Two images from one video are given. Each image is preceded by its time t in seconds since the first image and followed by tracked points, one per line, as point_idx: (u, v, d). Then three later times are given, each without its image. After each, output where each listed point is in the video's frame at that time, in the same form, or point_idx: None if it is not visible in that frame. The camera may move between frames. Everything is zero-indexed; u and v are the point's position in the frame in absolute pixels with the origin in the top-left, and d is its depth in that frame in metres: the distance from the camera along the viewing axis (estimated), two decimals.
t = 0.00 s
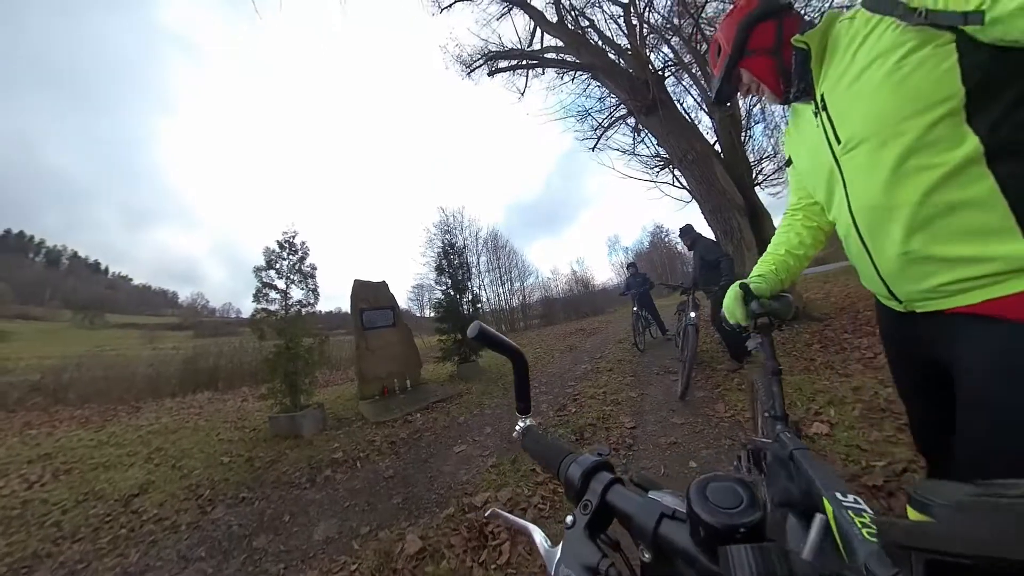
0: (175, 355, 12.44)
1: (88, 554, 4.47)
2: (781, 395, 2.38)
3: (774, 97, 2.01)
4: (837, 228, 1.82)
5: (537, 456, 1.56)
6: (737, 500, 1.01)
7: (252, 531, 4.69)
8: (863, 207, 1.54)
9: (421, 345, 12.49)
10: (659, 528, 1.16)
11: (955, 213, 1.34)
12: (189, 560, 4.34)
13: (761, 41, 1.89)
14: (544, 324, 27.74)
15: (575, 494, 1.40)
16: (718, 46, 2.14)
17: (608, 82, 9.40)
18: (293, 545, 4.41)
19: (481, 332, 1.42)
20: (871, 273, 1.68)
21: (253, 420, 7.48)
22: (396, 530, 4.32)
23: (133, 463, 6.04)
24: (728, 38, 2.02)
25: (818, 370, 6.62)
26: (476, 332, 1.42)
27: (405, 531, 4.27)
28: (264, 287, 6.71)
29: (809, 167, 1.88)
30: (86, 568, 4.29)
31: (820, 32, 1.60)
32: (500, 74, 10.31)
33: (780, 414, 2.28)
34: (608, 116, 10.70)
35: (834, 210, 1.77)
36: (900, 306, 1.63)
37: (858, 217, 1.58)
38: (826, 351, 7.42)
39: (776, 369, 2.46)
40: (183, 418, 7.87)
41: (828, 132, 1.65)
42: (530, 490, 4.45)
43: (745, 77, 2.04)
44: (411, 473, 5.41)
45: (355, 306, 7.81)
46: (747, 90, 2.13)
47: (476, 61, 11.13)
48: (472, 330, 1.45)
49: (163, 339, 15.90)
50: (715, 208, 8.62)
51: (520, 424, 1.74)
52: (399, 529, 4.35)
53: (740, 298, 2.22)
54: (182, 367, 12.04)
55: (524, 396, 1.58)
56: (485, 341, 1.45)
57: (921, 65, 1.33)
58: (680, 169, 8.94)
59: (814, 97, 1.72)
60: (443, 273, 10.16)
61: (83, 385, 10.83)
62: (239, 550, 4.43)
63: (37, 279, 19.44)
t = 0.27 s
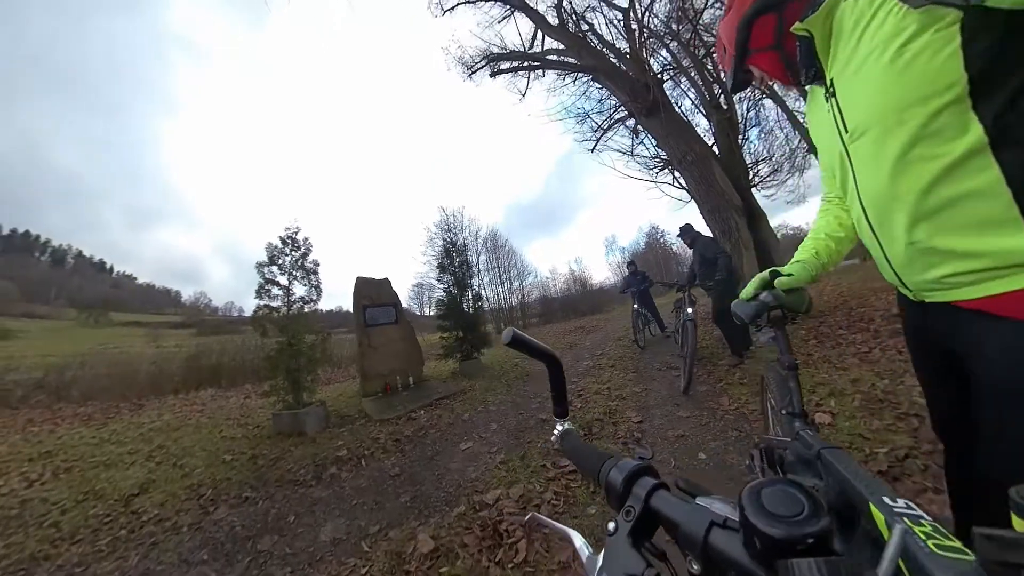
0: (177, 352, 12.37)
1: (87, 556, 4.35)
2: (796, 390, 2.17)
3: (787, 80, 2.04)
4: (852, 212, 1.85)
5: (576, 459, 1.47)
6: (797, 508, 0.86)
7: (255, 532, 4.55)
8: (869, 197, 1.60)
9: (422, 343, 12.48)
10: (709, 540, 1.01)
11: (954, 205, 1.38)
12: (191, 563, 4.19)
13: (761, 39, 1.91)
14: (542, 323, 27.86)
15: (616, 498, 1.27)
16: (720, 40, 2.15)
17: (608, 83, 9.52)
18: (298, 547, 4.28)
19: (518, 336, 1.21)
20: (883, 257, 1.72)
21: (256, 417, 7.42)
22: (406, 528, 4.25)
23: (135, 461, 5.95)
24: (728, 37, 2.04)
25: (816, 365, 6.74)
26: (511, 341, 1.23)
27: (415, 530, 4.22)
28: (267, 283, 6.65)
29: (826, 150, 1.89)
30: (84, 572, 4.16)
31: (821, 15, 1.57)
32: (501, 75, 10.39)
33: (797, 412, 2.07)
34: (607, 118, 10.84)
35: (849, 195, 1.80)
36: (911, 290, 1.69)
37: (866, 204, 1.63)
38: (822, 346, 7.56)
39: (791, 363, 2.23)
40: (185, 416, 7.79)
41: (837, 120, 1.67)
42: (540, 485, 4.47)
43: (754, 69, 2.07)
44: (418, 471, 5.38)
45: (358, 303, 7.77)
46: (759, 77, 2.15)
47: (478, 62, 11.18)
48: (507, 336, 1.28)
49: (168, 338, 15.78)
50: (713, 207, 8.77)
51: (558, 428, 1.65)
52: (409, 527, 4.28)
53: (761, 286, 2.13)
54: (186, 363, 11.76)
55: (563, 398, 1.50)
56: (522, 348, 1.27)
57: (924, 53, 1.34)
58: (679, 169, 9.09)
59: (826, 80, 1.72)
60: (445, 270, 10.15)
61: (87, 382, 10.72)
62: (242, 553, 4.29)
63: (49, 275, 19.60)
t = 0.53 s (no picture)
0: (178, 351, 12.35)
1: (92, 556, 4.27)
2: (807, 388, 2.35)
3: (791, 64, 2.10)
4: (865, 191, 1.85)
5: (597, 458, 1.43)
6: (830, 510, 0.79)
7: (264, 530, 4.53)
8: (876, 176, 1.62)
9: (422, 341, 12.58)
10: (737, 541, 0.95)
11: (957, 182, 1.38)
12: (199, 561, 4.13)
13: (758, 25, 2.00)
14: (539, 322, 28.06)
15: (638, 497, 1.21)
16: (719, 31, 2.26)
17: (608, 86, 9.72)
18: (309, 545, 4.26)
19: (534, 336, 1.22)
20: (898, 235, 1.73)
21: (260, 414, 7.44)
22: (418, 523, 4.30)
23: (140, 459, 5.95)
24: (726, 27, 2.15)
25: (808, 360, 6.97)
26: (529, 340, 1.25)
27: (427, 523, 4.28)
28: (271, 280, 6.68)
29: (838, 129, 1.89)
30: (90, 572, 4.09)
31: None
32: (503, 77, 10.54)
33: (807, 410, 2.29)
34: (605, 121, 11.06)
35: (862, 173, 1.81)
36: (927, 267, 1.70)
37: (875, 183, 1.65)
38: (814, 342, 7.81)
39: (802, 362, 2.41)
40: (189, 413, 7.78)
41: (843, 99, 1.70)
42: (548, 477, 4.58)
43: (755, 55, 2.16)
44: (425, 466, 5.46)
45: (361, 301, 7.84)
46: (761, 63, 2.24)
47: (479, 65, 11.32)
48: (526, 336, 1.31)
49: (171, 335, 15.70)
50: (709, 208, 9.00)
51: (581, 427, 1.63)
52: (421, 522, 4.34)
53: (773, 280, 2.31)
54: (188, 362, 11.70)
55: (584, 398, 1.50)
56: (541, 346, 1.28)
57: (918, 29, 1.35)
58: (676, 172, 9.31)
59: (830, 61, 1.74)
60: (446, 269, 10.25)
61: (91, 379, 10.56)
62: (252, 550, 4.26)
63: (48, 274, 19.51)
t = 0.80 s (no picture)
0: (182, 349, 12.52)
1: (119, 547, 4.49)
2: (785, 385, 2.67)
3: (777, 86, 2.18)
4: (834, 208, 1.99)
5: (568, 449, 1.61)
6: (770, 493, 0.95)
7: (282, 519, 4.79)
8: (846, 191, 1.75)
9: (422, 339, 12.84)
10: (688, 521, 1.14)
11: (921, 196, 1.52)
12: (225, 549, 4.39)
13: (749, 46, 2.08)
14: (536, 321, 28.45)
15: (603, 484, 1.41)
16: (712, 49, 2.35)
17: (605, 93, 10.03)
18: (329, 531, 4.53)
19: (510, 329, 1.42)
20: (861, 250, 1.86)
21: (268, 411, 7.67)
22: (430, 510, 4.59)
23: (155, 455, 6.16)
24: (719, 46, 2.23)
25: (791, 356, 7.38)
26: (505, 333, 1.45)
27: (439, 510, 4.57)
28: (279, 280, 6.90)
29: (812, 149, 2.04)
30: (118, 562, 4.29)
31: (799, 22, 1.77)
32: (503, 82, 10.80)
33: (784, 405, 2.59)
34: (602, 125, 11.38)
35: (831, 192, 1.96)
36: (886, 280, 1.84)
37: (844, 198, 1.78)
38: (798, 340, 8.23)
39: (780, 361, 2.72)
40: (198, 411, 7.98)
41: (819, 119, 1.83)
42: (550, 467, 4.89)
43: (745, 74, 2.24)
44: (433, 458, 5.75)
45: (366, 300, 8.09)
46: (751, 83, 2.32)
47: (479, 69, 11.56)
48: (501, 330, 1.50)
49: (173, 335, 15.76)
50: (700, 211, 9.37)
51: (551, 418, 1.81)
52: (433, 509, 4.62)
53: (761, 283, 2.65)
54: (193, 361, 11.85)
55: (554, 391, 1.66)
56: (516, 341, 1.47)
57: (889, 55, 1.50)
58: (670, 176, 9.67)
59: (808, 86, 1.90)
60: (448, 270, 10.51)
61: (98, 377, 10.67)
62: (273, 537, 4.53)
63: (46, 273, 19.42)
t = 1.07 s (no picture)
0: (188, 347, 12.82)
1: (149, 532, 4.85)
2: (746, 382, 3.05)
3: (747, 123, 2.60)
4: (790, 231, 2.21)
5: (514, 435, 1.86)
6: (683, 473, 1.31)
7: (299, 504, 5.19)
8: (792, 217, 1.99)
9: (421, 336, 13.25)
10: (617, 496, 1.48)
11: (843, 226, 1.75)
12: (249, 531, 4.77)
13: (726, 87, 2.47)
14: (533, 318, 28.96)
15: (545, 467, 1.70)
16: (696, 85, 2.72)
17: (601, 100, 10.42)
18: (343, 513, 4.95)
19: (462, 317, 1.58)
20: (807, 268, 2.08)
21: (277, 407, 8.03)
22: (436, 493, 5.01)
23: (172, 449, 6.52)
24: (701, 84, 2.61)
25: (771, 354, 7.87)
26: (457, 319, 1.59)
27: (445, 493, 4.97)
28: (288, 282, 7.24)
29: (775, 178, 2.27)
30: (150, 545, 4.64)
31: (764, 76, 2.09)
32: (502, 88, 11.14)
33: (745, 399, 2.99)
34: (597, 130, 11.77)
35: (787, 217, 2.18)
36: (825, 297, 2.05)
37: (791, 223, 2.02)
38: (779, 339, 8.74)
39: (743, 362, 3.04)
40: (208, 407, 8.32)
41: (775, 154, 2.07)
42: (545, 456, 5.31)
43: (721, 109, 2.63)
44: (437, 447, 6.18)
45: (371, 300, 8.47)
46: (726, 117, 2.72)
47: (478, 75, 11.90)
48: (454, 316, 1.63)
49: (176, 334, 15.97)
50: (690, 216, 9.82)
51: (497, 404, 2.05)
52: (439, 493, 5.04)
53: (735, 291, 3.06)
54: (200, 358, 12.17)
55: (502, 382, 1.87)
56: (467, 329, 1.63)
57: (823, 111, 1.73)
58: (662, 181, 10.10)
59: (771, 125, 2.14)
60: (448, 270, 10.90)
61: (105, 376, 10.93)
62: (292, 520, 4.93)
63: (49, 272, 19.52)
